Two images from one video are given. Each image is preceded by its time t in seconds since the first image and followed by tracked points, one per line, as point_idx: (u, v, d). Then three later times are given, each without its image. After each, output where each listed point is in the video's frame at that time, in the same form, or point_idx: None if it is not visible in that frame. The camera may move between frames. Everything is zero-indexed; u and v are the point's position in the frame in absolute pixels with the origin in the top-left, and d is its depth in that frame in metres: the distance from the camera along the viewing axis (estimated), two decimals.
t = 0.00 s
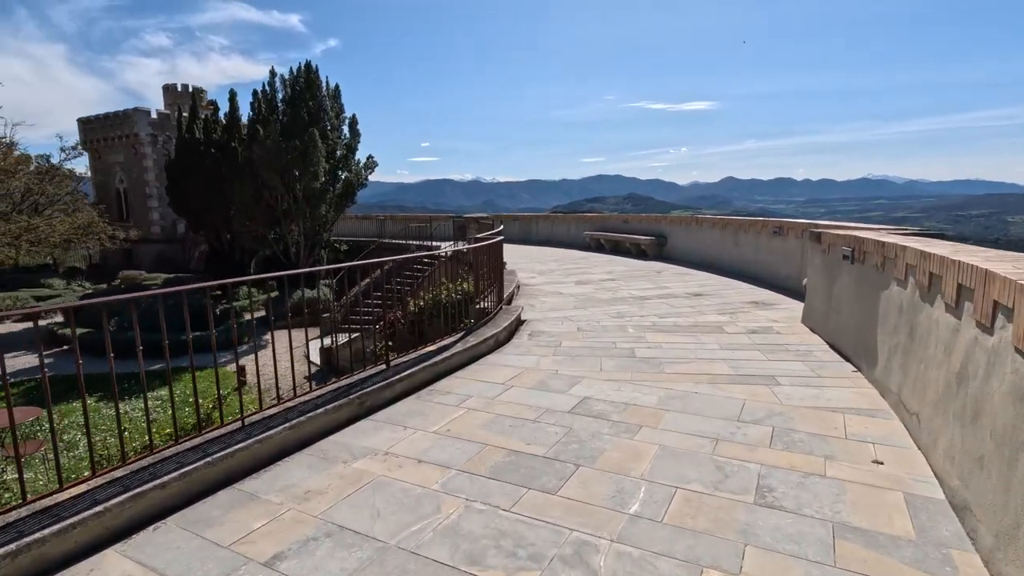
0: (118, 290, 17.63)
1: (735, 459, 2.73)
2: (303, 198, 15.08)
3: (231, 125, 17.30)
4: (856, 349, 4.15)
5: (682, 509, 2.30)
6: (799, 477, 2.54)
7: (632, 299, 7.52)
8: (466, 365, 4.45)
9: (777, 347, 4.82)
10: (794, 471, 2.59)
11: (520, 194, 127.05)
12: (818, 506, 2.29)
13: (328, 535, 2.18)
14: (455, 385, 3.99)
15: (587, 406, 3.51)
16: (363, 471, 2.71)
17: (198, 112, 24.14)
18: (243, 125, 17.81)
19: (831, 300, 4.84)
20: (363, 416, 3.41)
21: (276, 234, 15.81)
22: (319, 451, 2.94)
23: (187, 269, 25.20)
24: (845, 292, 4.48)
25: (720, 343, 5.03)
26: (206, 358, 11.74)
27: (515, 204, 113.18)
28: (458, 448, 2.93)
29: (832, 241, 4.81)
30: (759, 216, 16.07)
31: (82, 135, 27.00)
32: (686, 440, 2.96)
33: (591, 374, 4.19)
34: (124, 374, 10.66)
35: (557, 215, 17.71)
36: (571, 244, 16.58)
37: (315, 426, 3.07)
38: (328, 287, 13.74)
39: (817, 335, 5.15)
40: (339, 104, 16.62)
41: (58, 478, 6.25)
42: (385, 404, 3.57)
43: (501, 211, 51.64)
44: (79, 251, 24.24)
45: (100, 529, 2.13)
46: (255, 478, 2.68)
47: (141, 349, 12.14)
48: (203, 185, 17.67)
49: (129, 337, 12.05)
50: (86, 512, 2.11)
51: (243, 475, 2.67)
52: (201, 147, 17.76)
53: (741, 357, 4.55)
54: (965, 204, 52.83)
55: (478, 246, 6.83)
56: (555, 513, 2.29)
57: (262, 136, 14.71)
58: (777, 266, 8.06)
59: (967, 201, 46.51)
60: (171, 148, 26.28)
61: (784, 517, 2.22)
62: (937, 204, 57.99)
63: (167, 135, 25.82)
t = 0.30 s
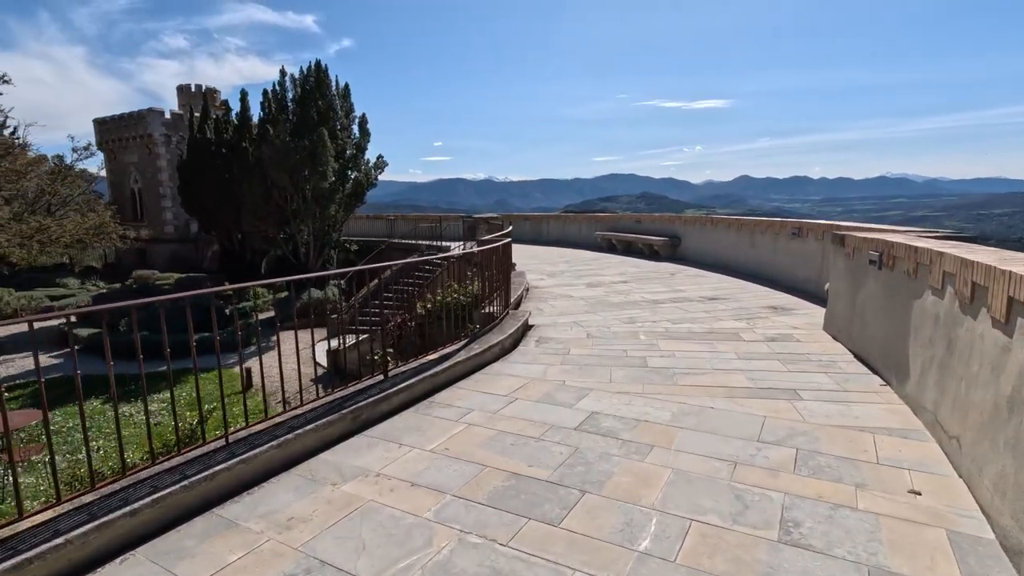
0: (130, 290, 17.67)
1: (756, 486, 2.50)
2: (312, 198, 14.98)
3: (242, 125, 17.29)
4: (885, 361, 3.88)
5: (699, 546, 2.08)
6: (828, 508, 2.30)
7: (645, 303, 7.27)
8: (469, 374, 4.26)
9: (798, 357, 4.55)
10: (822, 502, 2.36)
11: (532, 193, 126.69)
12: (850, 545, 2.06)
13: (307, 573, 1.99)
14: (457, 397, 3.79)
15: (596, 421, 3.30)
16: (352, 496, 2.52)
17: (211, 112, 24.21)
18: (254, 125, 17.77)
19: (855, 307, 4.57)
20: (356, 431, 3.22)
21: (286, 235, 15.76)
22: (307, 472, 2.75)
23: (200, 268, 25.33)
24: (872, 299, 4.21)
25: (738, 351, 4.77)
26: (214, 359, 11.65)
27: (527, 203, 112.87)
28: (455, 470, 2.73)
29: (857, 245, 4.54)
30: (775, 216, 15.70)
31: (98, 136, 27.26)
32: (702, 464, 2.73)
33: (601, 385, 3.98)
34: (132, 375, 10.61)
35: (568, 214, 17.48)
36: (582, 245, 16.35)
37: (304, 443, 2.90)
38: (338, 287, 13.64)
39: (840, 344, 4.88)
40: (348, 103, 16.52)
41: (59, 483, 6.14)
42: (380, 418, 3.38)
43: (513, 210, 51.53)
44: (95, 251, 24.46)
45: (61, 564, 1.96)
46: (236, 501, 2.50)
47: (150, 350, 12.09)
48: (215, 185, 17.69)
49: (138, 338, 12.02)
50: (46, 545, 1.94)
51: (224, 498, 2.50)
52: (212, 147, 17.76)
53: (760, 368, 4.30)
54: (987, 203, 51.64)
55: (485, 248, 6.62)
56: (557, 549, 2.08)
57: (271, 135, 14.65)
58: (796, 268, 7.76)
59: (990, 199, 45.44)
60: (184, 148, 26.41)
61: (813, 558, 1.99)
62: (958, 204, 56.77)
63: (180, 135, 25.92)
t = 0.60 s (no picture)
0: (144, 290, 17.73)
1: (775, 511, 2.28)
2: (322, 198, 14.91)
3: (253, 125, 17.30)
4: (914, 370, 3.61)
5: None
6: (855, 538, 2.08)
7: (658, 305, 7.02)
8: (469, 381, 4.07)
9: (819, 364, 4.29)
10: (848, 530, 2.13)
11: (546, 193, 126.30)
12: None
13: None
14: (455, 405, 3.60)
15: (601, 434, 3.10)
16: (335, 515, 2.35)
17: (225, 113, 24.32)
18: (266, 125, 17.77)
19: (880, 311, 4.31)
20: (347, 442, 3.05)
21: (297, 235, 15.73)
22: (291, 487, 2.59)
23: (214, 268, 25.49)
24: (899, 303, 3.95)
25: (755, 358, 4.52)
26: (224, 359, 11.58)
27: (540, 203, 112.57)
28: (447, 487, 2.54)
29: (882, 246, 4.27)
30: (793, 216, 15.31)
31: (116, 137, 27.57)
32: (715, 483, 2.51)
33: (609, 394, 3.76)
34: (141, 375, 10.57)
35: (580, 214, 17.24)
36: (595, 245, 16.10)
37: (288, 457, 2.73)
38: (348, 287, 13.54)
39: (864, 351, 4.60)
40: (359, 103, 16.45)
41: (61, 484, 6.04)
42: (373, 428, 3.21)
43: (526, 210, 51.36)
44: (111, 250, 24.70)
45: None
46: (213, 519, 2.35)
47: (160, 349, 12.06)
48: (227, 185, 17.73)
49: (148, 337, 12.00)
50: None
51: (199, 516, 2.34)
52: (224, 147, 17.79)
53: (780, 376, 4.05)
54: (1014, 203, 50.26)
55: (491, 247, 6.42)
56: None
57: (282, 135, 14.62)
58: (815, 270, 7.46)
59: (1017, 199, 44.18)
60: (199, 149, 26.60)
61: None
62: (983, 203, 55.36)
63: (195, 135, 26.09)
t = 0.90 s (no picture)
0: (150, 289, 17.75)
1: (783, 544, 2.04)
2: (326, 198, 14.79)
3: (259, 124, 17.25)
4: (936, 382, 3.34)
5: None
6: None
7: (664, 308, 6.77)
8: (459, 388, 3.86)
9: (832, 373, 4.03)
10: (865, 568, 1.89)
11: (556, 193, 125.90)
12: None
13: None
14: (441, 417, 3.38)
15: (595, 450, 2.87)
16: (297, 542, 2.15)
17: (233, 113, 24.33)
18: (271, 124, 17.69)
19: (898, 317, 4.04)
20: (321, 457, 2.85)
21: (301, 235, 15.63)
22: (255, 508, 2.40)
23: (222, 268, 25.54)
24: (919, 308, 3.68)
25: (764, 366, 4.27)
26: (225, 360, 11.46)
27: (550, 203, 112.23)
28: (422, 510, 2.34)
29: (901, 248, 4.00)
30: (806, 216, 14.95)
31: (126, 137, 27.72)
32: (716, 509, 2.28)
33: (606, 404, 3.54)
34: (142, 376, 10.49)
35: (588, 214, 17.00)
36: (602, 245, 15.85)
37: (255, 475, 2.53)
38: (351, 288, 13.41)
39: (881, 359, 4.33)
40: (364, 102, 16.32)
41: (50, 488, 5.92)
42: (351, 441, 3.01)
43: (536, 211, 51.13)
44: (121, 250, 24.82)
45: None
46: (166, 544, 2.16)
47: (163, 350, 12.00)
48: (233, 184, 17.70)
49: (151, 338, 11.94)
50: None
51: (151, 541, 2.16)
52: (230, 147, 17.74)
53: (790, 386, 3.79)
54: None
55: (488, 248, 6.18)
56: None
57: (286, 134, 14.52)
58: (828, 271, 7.18)
59: None
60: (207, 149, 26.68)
61: None
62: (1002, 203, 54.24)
63: (203, 135, 26.15)
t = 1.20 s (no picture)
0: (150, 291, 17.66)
1: None
2: (324, 199, 14.63)
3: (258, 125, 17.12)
4: (951, 400, 3.12)
5: None
6: None
7: (665, 314, 6.56)
8: (443, 403, 3.65)
9: (840, 387, 3.81)
10: None
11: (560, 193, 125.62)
12: None
13: None
14: (422, 436, 3.18)
15: (583, 475, 2.66)
16: None
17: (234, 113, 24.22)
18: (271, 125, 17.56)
19: (910, 328, 3.81)
20: (287, 483, 2.65)
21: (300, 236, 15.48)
22: (209, 542, 2.20)
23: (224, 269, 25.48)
24: (933, 320, 3.45)
25: (768, 378, 4.05)
26: (222, 364, 11.31)
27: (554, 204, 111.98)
28: (389, 546, 2.14)
29: (913, 254, 3.77)
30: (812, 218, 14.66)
31: (129, 138, 27.68)
32: (711, 547, 2.07)
33: (599, 421, 3.33)
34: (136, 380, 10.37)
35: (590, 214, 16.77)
36: (604, 246, 15.63)
37: (212, 504, 2.34)
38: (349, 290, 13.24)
39: (891, 371, 4.10)
40: (363, 103, 16.14)
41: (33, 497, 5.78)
42: (320, 465, 2.80)
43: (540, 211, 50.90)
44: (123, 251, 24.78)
45: None
46: None
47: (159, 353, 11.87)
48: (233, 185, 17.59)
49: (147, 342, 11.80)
50: None
51: None
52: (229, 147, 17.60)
53: (795, 401, 3.58)
54: None
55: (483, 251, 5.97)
56: None
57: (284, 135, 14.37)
58: (835, 275, 6.95)
59: None
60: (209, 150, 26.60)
61: None
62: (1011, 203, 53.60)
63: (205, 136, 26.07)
